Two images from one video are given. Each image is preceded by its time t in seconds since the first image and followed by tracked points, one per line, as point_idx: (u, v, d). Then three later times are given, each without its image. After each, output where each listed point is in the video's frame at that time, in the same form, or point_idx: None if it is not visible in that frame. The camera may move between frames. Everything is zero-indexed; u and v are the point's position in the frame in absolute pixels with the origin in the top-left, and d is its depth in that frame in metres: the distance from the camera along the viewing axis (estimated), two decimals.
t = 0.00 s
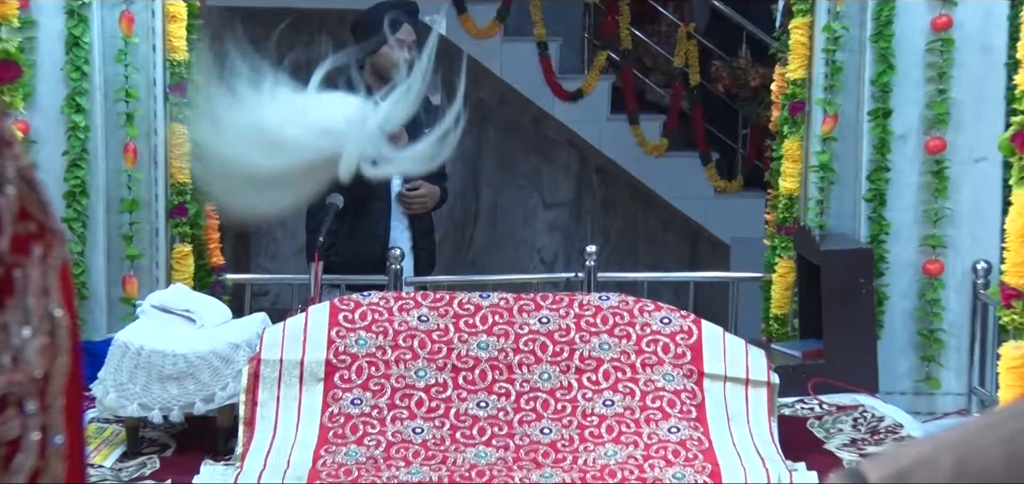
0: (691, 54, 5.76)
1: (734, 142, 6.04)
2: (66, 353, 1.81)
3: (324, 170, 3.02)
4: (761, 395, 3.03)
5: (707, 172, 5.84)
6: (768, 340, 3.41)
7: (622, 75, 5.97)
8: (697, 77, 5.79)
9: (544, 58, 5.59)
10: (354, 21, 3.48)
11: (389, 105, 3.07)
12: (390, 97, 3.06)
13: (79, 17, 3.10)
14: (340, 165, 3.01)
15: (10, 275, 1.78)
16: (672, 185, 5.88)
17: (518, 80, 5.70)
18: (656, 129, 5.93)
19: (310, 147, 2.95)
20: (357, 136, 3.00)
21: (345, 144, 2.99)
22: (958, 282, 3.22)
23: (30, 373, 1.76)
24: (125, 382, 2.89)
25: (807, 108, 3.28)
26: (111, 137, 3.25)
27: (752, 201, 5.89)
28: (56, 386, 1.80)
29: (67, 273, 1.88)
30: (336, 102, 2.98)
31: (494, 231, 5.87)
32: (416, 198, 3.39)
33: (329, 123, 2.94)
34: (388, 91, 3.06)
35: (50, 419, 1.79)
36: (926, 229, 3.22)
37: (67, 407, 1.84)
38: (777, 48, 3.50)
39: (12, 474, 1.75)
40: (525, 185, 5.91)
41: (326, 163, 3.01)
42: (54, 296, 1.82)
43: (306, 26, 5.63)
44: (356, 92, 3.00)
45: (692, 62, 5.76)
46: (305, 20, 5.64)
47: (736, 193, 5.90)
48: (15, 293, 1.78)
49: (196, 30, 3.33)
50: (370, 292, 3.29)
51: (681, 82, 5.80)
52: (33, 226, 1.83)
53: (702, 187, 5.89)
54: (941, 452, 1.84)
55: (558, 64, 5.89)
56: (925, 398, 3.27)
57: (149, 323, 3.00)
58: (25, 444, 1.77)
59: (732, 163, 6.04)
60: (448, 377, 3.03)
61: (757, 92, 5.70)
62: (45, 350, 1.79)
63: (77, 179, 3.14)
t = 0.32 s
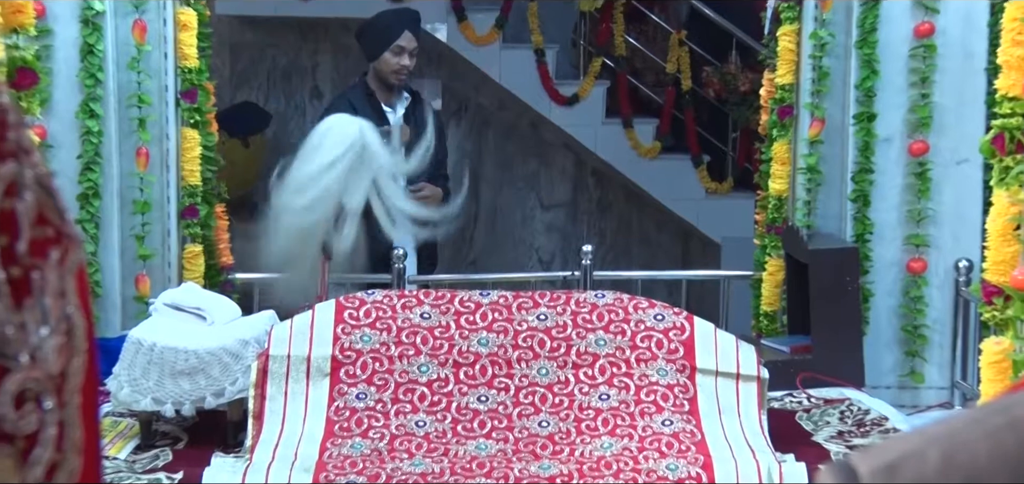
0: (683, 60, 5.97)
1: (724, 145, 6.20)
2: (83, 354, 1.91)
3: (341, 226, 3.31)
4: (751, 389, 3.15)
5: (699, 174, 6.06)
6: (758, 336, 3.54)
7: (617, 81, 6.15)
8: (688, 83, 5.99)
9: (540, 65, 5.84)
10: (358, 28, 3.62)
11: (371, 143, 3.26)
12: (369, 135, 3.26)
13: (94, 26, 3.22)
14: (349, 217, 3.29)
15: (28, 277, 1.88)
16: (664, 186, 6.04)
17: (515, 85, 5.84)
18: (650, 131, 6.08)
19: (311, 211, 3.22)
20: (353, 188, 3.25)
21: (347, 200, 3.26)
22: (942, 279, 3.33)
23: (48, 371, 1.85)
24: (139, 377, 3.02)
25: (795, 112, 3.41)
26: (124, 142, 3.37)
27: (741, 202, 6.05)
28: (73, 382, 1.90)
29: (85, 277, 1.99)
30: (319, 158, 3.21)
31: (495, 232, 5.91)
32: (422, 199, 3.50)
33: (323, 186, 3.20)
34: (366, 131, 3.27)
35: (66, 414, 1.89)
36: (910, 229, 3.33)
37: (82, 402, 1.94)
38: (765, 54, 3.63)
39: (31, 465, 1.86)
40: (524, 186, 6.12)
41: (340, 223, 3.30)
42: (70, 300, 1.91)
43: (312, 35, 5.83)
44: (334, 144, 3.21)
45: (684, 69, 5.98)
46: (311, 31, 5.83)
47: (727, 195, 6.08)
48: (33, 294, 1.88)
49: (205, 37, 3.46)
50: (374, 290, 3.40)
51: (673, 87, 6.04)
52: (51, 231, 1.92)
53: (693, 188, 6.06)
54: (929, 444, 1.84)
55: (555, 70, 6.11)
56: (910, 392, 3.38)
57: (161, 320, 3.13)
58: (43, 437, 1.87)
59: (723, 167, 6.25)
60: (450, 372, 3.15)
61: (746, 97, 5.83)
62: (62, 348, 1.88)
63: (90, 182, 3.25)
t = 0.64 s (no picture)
0: (678, 67, 6.21)
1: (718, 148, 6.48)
2: (96, 351, 1.90)
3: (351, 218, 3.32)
4: (745, 385, 3.25)
5: (694, 177, 6.24)
6: (753, 334, 3.65)
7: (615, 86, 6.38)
8: (684, 88, 6.23)
9: (541, 70, 6.04)
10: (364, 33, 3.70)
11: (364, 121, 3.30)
12: (361, 113, 3.30)
13: (107, 33, 3.32)
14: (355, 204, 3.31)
15: (44, 275, 1.85)
16: (662, 188, 6.25)
17: (515, 89, 6.05)
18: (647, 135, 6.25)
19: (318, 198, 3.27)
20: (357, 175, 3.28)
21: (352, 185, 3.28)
22: (929, 278, 3.43)
23: (63, 366, 1.84)
24: (151, 372, 3.12)
25: (787, 116, 3.50)
26: (137, 144, 3.48)
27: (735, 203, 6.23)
28: (87, 377, 1.89)
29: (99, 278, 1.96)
30: (318, 142, 3.25)
31: (496, 233, 6.32)
32: (426, 201, 3.64)
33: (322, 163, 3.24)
34: (359, 109, 3.30)
35: (80, 407, 1.88)
36: (899, 229, 3.43)
37: (95, 397, 1.92)
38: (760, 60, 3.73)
39: (46, 456, 1.86)
40: (524, 189, 6.45)
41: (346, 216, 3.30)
42: (84, 298, 1.89)
43: (319, 41, 5.97)
44: (329, 125, 3.26)
45: (680, 75, 6.21)
46: (319, 37, 5.96)
47: (721, 196, 6.27)
48: (49, 292, 1.85)
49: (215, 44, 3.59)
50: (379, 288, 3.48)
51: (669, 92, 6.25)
52: (66, 231, 1.90)
53: (689, 190, 6.26)
54: (920, 438, 1.78)
55: (555, 75, 6.30)
56: (898, 387, 3.48)
57: (172, 317, 3.23)
58: (58, 429, 1.86)
59: (716, 170, 6.49)
60: (453, 368, 3.25)
61: (740, 102, 6.12)
62: (76, 344, 1.87)
63: (104, 183, 3.36)
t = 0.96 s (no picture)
0: (673, 74, 6.44)
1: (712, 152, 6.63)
2: (107, 346, 1.98)
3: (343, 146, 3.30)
4: (737, 380, 3.37)
5: (688, 179, 6.43)
6: (746, 331, 3.77)
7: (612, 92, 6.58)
8: (678, 94, 6.46)
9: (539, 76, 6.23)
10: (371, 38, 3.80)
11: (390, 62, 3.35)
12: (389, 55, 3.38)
13: (122, 40, 3.45)
14: (351, 133, 3.29)
15: (58, 274, 1.92)
16: (657, 190, 6.44)
17: (517, 95, 6.26)
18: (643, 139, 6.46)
19: (319, 119, 3.28)
20: (360, 104, 3.27)
21: (352, 112, 3.27)
22: (915, 278, 3.55)
23: (75, 361, 1.93)
24: (164, 368, 3.24)
25: (778, 121, 3.64)
26: (150, 148, 3.62)
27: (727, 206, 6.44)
28: (97, 371, 1.97)
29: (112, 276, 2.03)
30: (334, 63, 3.30)
31: (496, 234, 6.52)
32: (430, 202, 3.86)
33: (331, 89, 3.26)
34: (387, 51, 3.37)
35: (91, 400, 1.96)
36: (886, 230, 3.54)
37: (107, 391, 2.00)
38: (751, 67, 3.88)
39: (58, 448, 1.93)
40: (524, 191, 6.59)
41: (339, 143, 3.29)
42: (96, 295, 1.97)
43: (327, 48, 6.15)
44: (351, 53, 3.31)
45: (674, 81, 6.45)
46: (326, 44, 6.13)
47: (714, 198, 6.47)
48: (62, 289, 1.93)
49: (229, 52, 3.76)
50: (384, 287, 3.61)
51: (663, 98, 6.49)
52: (79, 231, 1.97)
53: (682, 192, 6.44)
54: (909, 432, 1.97)
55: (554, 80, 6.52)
56: (885, 383, 3.61)
57: (184, 315, 3.35)
58: (70, 422, 1.94)
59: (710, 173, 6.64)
60: (455, 365, 3.36)
61: (733, 107, 6.33)
62: (87, 340, 1.95)
63: (119, 186, 3.48)
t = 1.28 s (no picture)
0: (668, 79, 6.60)
1: (705, 155, 6.78)
2: (118, 342, 1.69)
3: (344, 78, 3.34)
4: (731, 377, 3.47)
5: (683, 182, 6.65)
6: (737, 328, 3.95)
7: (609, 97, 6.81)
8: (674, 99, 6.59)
9: (538, 82, 6.52)
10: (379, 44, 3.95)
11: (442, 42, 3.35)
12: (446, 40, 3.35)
13: (135, 47, 3.56)
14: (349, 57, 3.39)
15: (68, 273, 1.63)
16: (653, 193, 6.70)
17: (517, 99, 6.56)
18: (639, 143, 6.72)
19: (334, 50, 3.30)
20: (375, 44, 3.33)
21: (366, 50, 3.33)
22: (903, 277, 3.66)
23: (86, 357, 1.65)
24: (175, 365, 3.35)
25: (770, 125, 3.82)
26: (161, 152, 3.74)
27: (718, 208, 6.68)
28: (108, 366, 1.68)
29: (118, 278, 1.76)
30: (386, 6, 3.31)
31: (497, 235, 6.77)
32: (433, 204, 4.04)
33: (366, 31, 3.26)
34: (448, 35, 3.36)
35: (102, 395, 1.68)
36: (874, 231, 3.65)
37: (116, 386, 1.72)
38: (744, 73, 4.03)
39: (69, 442, 1.65)
40: (523, 193, 6.81)
41: (342, 77, 3.34)
42: (106, 292, 1.68)
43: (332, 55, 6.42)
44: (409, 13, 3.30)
45: (670, 87, 6.60)
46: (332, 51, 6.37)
47: (706, 201, 6.69)
48: (72, 287, 1.64)
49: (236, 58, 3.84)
50: (388, 287, 3.73)
51: (659, 103, 6.63)
52: (88, 230, 1.66)
53: (678, 195, 6.69)
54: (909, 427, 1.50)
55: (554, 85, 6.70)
56: (874, 379, 3.72)
57: (194, 314, 3.46)
58: (81, 416, 1.66)
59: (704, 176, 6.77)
60: (456, 362, 3.47)
61: (726, 112, 6.44)
62: (97, 335, 1.67)
63: (132, 188, 3.62)
